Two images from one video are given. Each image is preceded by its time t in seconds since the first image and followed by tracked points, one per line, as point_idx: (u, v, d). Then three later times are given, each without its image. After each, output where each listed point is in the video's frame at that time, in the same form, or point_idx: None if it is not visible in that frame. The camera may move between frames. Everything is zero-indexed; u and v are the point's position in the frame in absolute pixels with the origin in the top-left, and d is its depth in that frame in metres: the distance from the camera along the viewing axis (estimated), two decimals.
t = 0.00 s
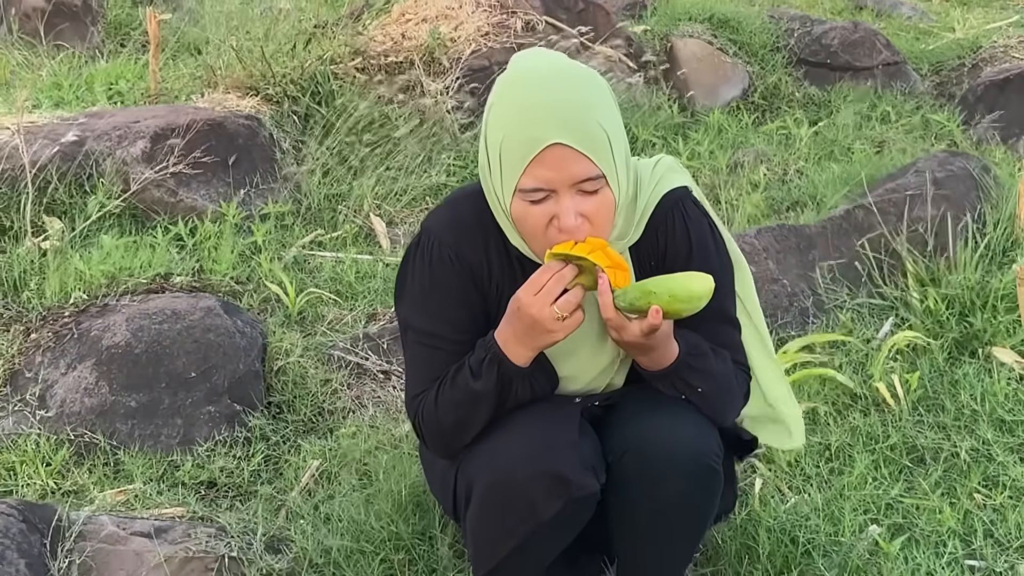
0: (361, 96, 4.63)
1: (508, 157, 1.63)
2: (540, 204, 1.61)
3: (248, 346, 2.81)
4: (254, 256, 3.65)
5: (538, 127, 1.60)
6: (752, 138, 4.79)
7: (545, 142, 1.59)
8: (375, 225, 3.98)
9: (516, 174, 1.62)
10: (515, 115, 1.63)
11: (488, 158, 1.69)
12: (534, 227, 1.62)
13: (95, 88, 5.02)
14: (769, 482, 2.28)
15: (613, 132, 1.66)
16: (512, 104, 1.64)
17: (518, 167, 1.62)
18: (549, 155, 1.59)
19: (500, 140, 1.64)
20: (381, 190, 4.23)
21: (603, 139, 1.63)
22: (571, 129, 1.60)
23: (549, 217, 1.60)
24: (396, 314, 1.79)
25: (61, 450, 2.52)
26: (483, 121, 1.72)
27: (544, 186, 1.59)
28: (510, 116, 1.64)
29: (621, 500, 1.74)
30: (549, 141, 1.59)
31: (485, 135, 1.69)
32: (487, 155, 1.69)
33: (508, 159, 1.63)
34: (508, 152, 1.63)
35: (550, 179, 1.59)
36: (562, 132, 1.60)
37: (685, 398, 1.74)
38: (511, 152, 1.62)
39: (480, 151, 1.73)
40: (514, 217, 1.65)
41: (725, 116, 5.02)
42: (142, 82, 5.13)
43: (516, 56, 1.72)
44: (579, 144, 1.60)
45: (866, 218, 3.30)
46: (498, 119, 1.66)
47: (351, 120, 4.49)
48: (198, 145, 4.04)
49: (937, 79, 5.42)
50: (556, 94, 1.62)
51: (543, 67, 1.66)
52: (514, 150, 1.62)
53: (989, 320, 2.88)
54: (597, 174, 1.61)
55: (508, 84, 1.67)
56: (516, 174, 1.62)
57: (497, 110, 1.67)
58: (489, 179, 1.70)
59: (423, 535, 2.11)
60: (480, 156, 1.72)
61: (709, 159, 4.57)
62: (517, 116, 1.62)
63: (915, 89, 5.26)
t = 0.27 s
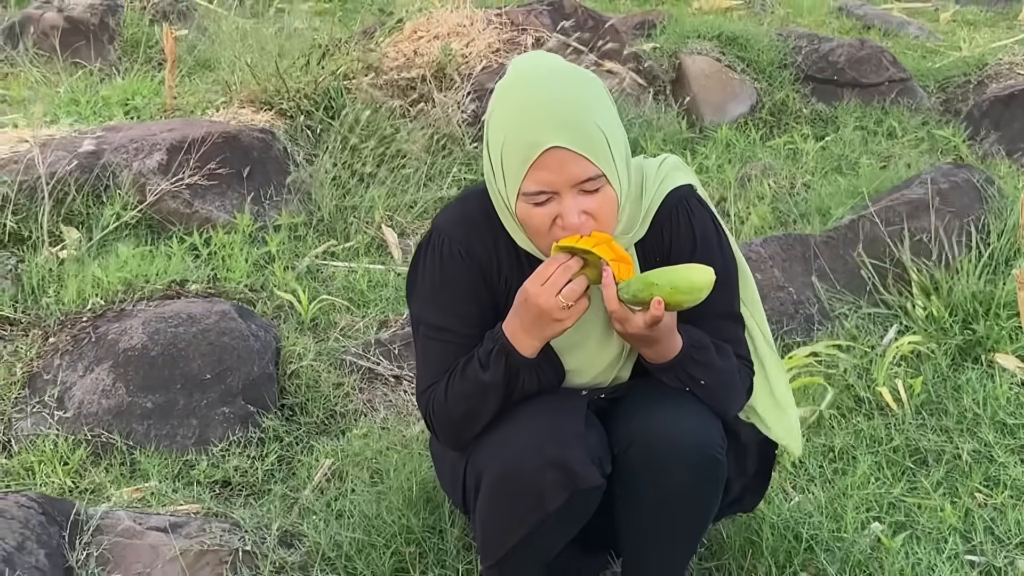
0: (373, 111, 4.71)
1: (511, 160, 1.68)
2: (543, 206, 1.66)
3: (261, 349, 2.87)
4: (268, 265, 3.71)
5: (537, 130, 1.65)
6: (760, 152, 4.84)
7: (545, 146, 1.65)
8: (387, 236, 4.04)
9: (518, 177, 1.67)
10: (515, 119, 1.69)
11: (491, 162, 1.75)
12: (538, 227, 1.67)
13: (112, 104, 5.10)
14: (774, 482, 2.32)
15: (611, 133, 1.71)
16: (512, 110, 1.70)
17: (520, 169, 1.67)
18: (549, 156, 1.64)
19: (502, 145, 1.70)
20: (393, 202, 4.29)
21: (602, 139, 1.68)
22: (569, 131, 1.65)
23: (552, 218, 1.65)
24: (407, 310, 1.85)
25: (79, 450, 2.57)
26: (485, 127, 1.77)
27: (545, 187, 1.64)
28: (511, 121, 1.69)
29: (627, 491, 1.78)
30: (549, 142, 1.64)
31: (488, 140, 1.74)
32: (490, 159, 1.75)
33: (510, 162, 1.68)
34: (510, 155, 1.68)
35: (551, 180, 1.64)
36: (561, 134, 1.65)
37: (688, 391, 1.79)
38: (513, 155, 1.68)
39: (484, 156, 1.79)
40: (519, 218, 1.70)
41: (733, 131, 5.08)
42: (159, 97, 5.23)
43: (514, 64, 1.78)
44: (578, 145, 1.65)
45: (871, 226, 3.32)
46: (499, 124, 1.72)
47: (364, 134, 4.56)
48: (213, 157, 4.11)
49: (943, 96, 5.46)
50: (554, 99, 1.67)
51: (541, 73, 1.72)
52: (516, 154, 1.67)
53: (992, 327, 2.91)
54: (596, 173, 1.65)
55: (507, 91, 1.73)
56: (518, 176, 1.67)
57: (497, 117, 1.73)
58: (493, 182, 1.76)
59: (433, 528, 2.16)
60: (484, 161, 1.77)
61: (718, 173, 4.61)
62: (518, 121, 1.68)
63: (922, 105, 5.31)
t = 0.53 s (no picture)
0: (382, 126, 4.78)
1: (512, 162, 1.74)
2: (544, 206, 1.71)
3: (271, 354, 2.93)
4: (277, 275, 3.77)
5: (537, 132, 1.71)
6: (763, 166, 4.90)
7: (545, 147, 1.70)
8: (394, 247, 4.09)
9: (520, 178, 1.73)
10: (517, 123, 1.75)
11: (493, 165, 1.81)
12: (539, 227, 1.73)
13: (125, 119, 5.17)
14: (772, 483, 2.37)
15: (608, 137, 1.77)
16: (513, 114, 1.76)
17: (521, 170, 1.73)
18: (549, 158, 1.70)
19: (504, 147, 1.76)
20: (401, 215, 4.35)
21: (600, 141, 1.74)
22: (568, 134, 1.71)
23: (553, 217, 1.71)
24: (413, 308, 1.91)
25: (92, 451, 2.63)
26: (487, 131, 1.83)
27: (546, 188, 1.70)
28: (512, 125, 1.75)
29: (626, 483, 1.84)
30: (549, 145, 1.70)
31: (489, 144, 1.81)
32: (492, 162, 1.81)
33: (512, 165, 1.74)
34: (511, 158, 1.74)
35: (552, 180, 1.70)
36: (561, 136, 1.71)
37: (685, 387, 1.84)
38: (514, 157, 1.74)
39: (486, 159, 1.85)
40: (520, 218, 1.76)
41: (736, 146, 5.14)
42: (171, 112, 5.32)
43: (515, 72, 1.84)
44: (577, 147, 1.71)
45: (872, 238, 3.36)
46: (501, 129, 1.78)
47: (373, 148, 4.64)
48: (224, 169, 4.17)
49: (945, 112, 5.52)
50: (553, 103, 1.74)
51: (541, 79, 1.78)
52: (517, 156, 1.73)
53: (990, 334, 2.96)
54: (594, 174, 1.71)
55: (509, 96, 1.80)
56: (519, 178, 1.73)
57: (499, 121, 1.79)
58: (495, 185, 1.82)
59: (438, 524, 2.21)
60: (486, 163, 1.83)
61: (721, 187, 4.67)
62: (519, 124, 1.74)
63: (923, 121, 5.37)
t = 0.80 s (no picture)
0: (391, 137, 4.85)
1: (514, 160, 1.80)
2: (546, 202, 1.78)
3: (282, 355, 2.98)
4: (288, 281, 3.83)
5: (539, 131, 1.77)
6: (768, 176, 4.94)
7: (545, 145, 1.76)
8: (403, 255, 4.14)
9: (523, 175, 1.79)
10: (519, 122, 1.80)
11: (496, 163, 1.87)
12: (542, 222, 1.79)
13: (139, 130, 5.24)
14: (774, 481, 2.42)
15: (608, 134, 1.83)
16: (516, 113, 1.82)
17: (524, 168, 1.79)
18: (551, 155, 1.76)
19: (506, 145, 1.82)
20: (409, 224, 4.41)
21: (599, 138, 1.80)
22: (568, 131, 1.77)
23: (555, 213, 1.77)
24: (420, 304, 1.97)
25: (107, 449, 2.68)
26: (490, 130, 1.89)
27: (548, 184, 1.76)
28: (514, 124, 1.81)
29: (629, 473, 1.89)
30: (550, 142, 1.76)
31: (492, 142, 1.86)
32: (495, 160, 1.86)
33: (514, 162, 1.80)
34: (514, 156, 1.80)
35: (553, 177, 1.76)
36: (562, 134, 1.77)
37: (686, 379, 1.89)
38: (516, 155, 1.80)
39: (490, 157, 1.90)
40: (524, 214, 1.82)
41: (741, 158, 5.19)
42: (184, 123, 5.39)
43: (516, 71, 1.90)
44: (577, 143, 1.77)
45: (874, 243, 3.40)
46: (503, 128, 1.83)
47: (381, 159, 4.71)
48: (235, 177, 4.22)
49: (949, 125, 5.56)
50: (554, 102, 1.79)
51: (542, 79, 1.83)
52: (520, 154, 1.79)
53: (990, 338, 2.99)
54: (594, 170, 1.77)
55: (511, 97, 1.85)
56: (522, 175, 1.79)
57: (501, 120, 1.85)
58: (498, 182, 1.87)
59: (444, 518, 2.26)
60: (490, 160, 1.89)
61: (726, 197, 4.71)
62: (521, 123, 1.80)
63: (927, 133, 5.42)
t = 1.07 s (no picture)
0: (398, 144, 4.91)
1: (512, 160, 1.84)
2: (545, 201, 1.82)
3: (290, 356, 3.03)
4: (296, 286, 3.87)
5: (535, 131, 1.81)
6: (771, 184, 4.98)
7: (540, 145, 1.80)
8: (410, 260, 4.19)
9: (521, 176, 1.83)
10: (515, 124, 1.84)
11: (495, 165, 1.91)
12: (541, 221, 1.83)
13: (149, 138, 5.30)
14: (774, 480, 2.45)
15: (603, 131, 1.87)
16: (512, 115, 1.86)
17: (521, 168, 1.83)
18: (547, 155, 1.80)
19: (503, 147, 1.86)
20: (416, 230, 4.46)
21: (594, 136, 1.84)
22: (564, 131, 1.81)
23: (554, 212, 1.81)
24: (427, 303, 2.01)
25: (118, 448, 2.72)
26: (489, 133, 1.93)
27: (545, 184, 1.80)
28: (511, 126, 1.85)
29: (629, 469, 1.93)
30: (547, 142, 1.80)
31: (491, 144, 1.90)
32: (494, 162, 1.91)
33: (512, 163, 1.84)
34: (511, 156, 1.84)
35: (551, 176, 1.80)
36: (557, 134, 1.81)
37: (688, 377, 1.93)
38: (514, 156, 1.84)
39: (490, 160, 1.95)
40: (524, 214, 1.86)
41: (746, 166, 5.23)
42: (193, 131, 5.45)
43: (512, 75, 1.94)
44: (573, 143, 1.81)
45: (874, 251, 3.46)
46: (501, 129, 1.87)
47: (389, 166, 4.76)
48: (244, 183, 4.27)
49: (953, 133, 5.58)
50: (548, 103, 1.83)
51: (537, 81, 1.87)
52: (517, 154, 1.83)
53: (989, 342, 3.03)
54: (591, 168, 1.81)
55: (507, 99, 1.89)
56: (520, 175, 1.83)
57: (499, 123, 1.89)
58: (498, 183, 1.91)
59: (449, 514, 2.31)
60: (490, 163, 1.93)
61: (730, 204, 4.75)
62: (518, 124, 1.84)
63: (930, 142, 5.43)
